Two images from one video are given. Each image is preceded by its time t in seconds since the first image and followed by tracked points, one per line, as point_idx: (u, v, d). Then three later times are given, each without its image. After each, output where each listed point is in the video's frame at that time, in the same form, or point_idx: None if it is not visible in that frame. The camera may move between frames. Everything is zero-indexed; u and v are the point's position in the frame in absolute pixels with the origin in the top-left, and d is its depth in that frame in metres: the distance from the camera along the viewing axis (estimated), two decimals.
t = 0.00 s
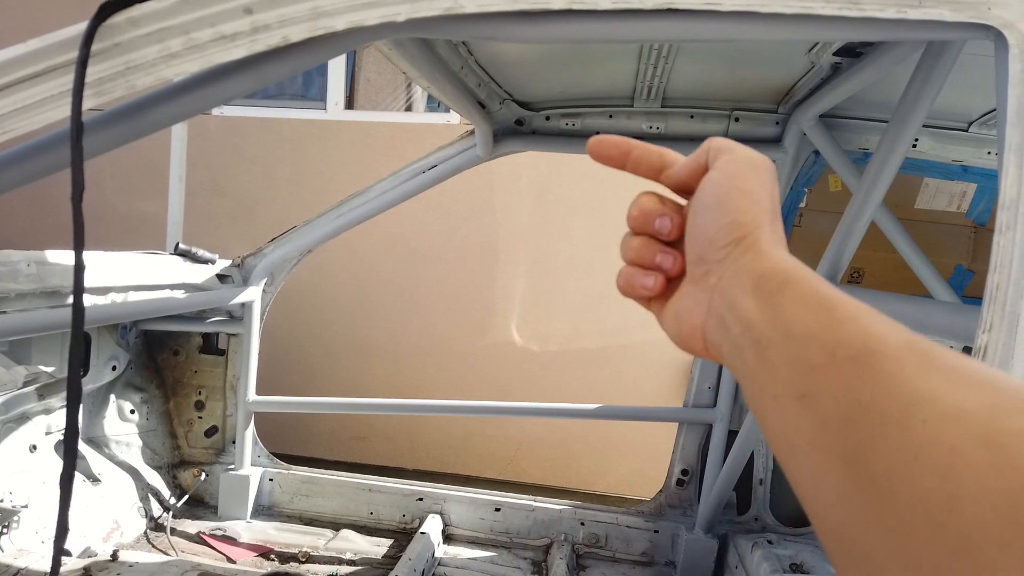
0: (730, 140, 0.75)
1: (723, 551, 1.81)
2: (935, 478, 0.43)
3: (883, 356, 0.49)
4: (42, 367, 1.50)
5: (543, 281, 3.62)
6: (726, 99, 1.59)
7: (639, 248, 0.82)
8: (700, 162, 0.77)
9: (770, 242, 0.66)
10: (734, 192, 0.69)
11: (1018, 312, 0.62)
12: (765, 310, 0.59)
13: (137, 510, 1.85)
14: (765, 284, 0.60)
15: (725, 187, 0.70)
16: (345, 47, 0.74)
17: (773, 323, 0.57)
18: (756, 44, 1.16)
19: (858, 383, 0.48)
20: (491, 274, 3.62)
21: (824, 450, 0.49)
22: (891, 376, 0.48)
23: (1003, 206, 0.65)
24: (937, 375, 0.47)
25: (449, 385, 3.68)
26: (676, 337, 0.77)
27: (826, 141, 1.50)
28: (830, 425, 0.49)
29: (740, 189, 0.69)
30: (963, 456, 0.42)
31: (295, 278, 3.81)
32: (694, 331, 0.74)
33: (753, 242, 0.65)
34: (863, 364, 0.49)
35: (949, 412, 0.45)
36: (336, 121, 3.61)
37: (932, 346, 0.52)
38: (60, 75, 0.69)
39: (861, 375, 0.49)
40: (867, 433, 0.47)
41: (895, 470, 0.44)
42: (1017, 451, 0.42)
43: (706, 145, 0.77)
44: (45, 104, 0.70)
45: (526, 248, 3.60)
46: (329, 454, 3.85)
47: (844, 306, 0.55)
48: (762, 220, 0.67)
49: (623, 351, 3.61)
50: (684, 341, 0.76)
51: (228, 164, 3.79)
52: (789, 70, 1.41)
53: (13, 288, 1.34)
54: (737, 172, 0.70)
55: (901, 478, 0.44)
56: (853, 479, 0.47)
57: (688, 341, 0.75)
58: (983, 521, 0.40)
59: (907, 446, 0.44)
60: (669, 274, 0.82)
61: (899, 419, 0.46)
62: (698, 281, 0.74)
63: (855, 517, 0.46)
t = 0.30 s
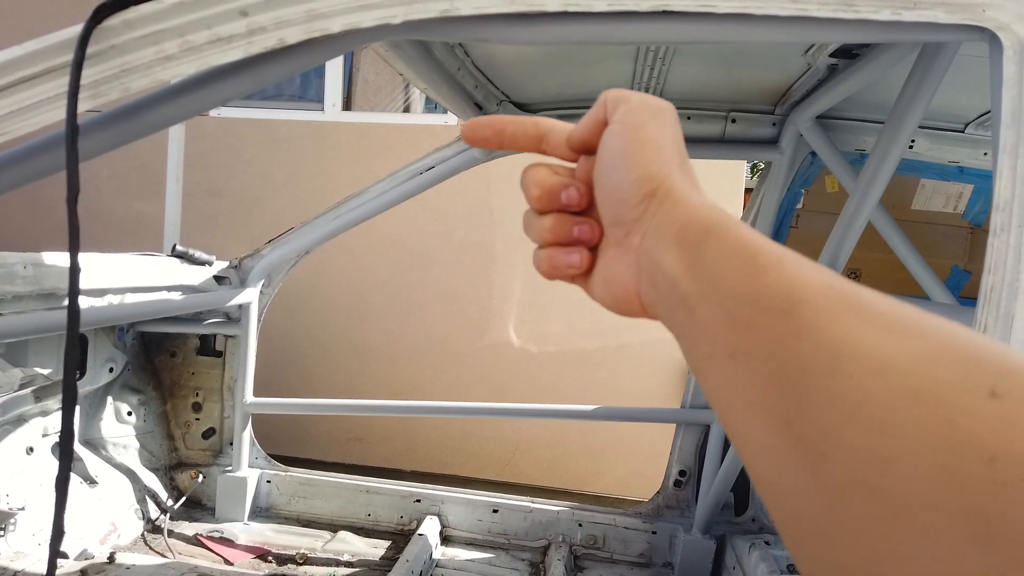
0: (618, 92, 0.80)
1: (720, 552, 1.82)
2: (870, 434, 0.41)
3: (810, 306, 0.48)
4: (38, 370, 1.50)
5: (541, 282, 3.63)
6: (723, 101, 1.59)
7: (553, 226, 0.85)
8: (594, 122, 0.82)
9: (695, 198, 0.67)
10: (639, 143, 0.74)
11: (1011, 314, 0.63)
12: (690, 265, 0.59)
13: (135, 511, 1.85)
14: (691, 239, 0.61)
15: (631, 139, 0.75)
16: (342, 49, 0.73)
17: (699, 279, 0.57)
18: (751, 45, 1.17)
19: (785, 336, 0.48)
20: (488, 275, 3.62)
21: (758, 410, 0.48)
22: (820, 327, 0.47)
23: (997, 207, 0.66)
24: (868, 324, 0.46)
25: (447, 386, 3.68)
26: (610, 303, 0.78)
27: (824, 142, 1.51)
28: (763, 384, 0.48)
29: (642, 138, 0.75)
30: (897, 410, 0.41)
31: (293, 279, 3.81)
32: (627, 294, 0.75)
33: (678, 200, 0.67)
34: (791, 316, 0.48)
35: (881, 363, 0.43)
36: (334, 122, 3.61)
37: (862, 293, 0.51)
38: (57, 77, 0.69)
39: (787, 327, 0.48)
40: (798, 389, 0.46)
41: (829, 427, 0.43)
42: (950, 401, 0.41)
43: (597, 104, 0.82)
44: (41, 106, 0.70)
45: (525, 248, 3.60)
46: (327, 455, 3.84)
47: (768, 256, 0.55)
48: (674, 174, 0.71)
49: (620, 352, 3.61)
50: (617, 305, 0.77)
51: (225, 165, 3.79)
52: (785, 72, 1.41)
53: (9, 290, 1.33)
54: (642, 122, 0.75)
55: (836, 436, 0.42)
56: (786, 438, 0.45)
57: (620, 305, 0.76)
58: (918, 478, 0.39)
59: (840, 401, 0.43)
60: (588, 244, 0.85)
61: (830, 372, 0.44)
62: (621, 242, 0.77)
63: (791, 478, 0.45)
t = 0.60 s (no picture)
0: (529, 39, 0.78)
1: (720, 551, 1.81)
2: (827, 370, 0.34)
3: (759, 233, 0.42)
4: (34, 370, 1.49)
5: (540, 281, 3.62)
6: (722, 100, 1.59)
7: (493, 193, 0.85)
8: (510, 72, 0.82)
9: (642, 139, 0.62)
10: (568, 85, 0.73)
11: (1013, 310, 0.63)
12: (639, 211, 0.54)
13: (132, 512, 1.85)
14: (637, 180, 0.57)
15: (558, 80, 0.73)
16: (338, 46, 0.73)
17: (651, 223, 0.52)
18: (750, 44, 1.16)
19: (733, 269, 0.42)
20: (487, 275, 3.63)
21: (710, 358, 0.41)
22: (767, 254, 0.40)
23: (999, 205, 0.66)
24: (823, 245, 0.39)
25: (446, 387, 3.67)
26: (569, 256, 0.78)
27: (823, 141, 1.50)
28: (714, 329, 0.42)
29: (570, 79, 0.75)
30: (852, 338, 0.34)
31: (291, 279, 3.81)
32: (588, 244, 0.74)
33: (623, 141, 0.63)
34: (735, 244, 0.43)
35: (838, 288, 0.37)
36: (333, 122, 3.61)
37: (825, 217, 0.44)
38: (50, 74, 0.68)
39: (735, 259, 0.42)
40: (750, 328, 0.39)
41: (784, 368, 0.37)
42: (914, 321, 0.33)
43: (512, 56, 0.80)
44: (35, 103, 0.69)
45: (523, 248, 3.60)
46: (325, 456, 3.84)
47: (717, 186, 0.49)
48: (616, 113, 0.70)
49: (619, 351, 3.60)
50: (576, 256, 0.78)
51: (224, 166, 3.79)
52: (783, 70, 1.41)
53: (5, 289, 1.33)
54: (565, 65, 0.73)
55: (791, 379, 0.36)
56: (741, 383, 0.39)
57: (581, 256, 0.77)
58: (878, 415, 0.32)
59: (794, 336, 0.37)
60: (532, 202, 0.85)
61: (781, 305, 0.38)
62: (571, 189, 0.77)
63: (750, 432, 0.38)
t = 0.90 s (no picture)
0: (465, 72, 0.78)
1: (720, 550, 1.81)
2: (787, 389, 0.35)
3: (718, 247, 0.42)
4: (33, 369, 1.49)
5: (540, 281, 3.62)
6: (723, 98, 1.58)
7: (466, 233, 0.80)
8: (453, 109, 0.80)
9: (597, 148, 0.61)
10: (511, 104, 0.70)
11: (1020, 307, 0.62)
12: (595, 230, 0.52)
13: (132, 512, 1.84)
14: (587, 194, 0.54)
15: (500, 104, 0.71)
16: (339, 45, 0.72)
17: (618, 236, 0.51)
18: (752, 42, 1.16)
19: (696, 287, 0.42)
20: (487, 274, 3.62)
21: (681, 378, 0.41)
22: (726, 270, 0.40)
23: (1005, 203, 0.65)
24: (778, 259, 0.39)
25: (446, 386, 3.67)
26: (548, 281, 0.73)
27: (824, 140, 1.49)
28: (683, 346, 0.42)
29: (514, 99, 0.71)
30: (812, 357, 0.34)
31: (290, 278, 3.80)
32: (563, 263, 0.70)
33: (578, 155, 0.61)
34: (697, 262, 0.42)
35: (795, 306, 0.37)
36: (333, 121, 3.61)
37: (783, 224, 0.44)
38: (48, 72, 0.68)
39: (697, 276, 0.42)
40: (715, 346, 0.39)
41: (749, 388, 0.36)
42: (867, 338, 0.34)
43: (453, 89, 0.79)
44: (33, 101, 0.69)
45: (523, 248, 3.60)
46: (325, 455, 3.84)
47: (676, 200, 0.48)
48: (564, 127, 0.66)
49: (619, 351, 3.60)
50: (557, 277, 0.72)
51: (223, 165, 3.78)
52: (784, 69, 1.40)
53: (4, 288, 1.32)
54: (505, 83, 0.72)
55: (754, 397, 0.36)
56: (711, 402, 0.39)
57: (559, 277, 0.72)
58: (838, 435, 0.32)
59: (758, 358, 0.36)
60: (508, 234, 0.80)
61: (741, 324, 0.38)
62: (536, 211, 0.71)
63: (722, 452, 0.38)
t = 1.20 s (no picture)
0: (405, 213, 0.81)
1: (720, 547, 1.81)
2: (722, 533, 0.33)
3: (649, 377, 0.42)
4: (31, 365, 1.48)
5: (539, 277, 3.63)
6: (724, 93, 1.58)
7: (425, 361, 0.77)
8: (398, 248, 0.82)
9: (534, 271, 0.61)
10: (448, 242, 0.73)
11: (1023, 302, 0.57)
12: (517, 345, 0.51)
13: (131, 509, 1.84)
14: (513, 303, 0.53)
15: (441, 242, 0.73)
16: (337, 37, 0.71)
17: (560, 356, 0.51)
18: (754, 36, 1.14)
19: (633, 420, 0.41)
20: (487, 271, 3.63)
21: (633, 515, 0.40)
22: (660, 405, 0.40)
23: (1007, 194, 0.63)
24: (705, 389, 0.39)
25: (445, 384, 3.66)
26: (510, 397, 0.73)
27: (824, 136, 1.48)
28: (624, 478, 0.41)
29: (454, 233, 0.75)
30: (743, 497, 0.33)
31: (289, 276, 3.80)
32: (521, 381, 0.69)
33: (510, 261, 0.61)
34: (633, 394, 0.42)
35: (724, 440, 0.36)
36: (332, 118, 3.60)
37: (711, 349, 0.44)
38: (43, 64, 0.68)
39: (635, 410, 0.41)
40: (653, 483, 0.38)
41: (687, 529, 0.35)
42: (790, 479, 0.33)
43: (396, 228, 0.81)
44: (28, 94, 0.68)
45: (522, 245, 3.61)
46: (324, 453, 3.84)
47: (609, 323, 0.48)
48: (504, 257, 0.68)
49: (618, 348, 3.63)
50: (517, 393, 0.72)
51: (222, 163, 3.77)
52: (785, 64, 1.39)
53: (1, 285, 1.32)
54: (444, 223, 0.76)
55: (693, 539, 0.35)
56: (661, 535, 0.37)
57: (520, 394, 0.72)
58: None
59: (697, 499, 0.35)
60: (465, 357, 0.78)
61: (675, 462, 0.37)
62: (489, 338, 0.71)
63: None
